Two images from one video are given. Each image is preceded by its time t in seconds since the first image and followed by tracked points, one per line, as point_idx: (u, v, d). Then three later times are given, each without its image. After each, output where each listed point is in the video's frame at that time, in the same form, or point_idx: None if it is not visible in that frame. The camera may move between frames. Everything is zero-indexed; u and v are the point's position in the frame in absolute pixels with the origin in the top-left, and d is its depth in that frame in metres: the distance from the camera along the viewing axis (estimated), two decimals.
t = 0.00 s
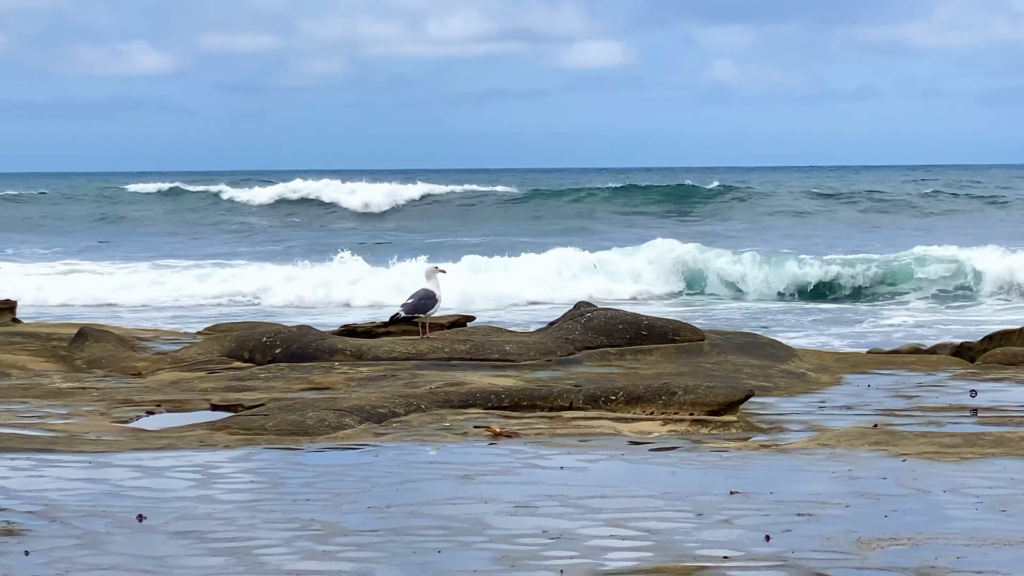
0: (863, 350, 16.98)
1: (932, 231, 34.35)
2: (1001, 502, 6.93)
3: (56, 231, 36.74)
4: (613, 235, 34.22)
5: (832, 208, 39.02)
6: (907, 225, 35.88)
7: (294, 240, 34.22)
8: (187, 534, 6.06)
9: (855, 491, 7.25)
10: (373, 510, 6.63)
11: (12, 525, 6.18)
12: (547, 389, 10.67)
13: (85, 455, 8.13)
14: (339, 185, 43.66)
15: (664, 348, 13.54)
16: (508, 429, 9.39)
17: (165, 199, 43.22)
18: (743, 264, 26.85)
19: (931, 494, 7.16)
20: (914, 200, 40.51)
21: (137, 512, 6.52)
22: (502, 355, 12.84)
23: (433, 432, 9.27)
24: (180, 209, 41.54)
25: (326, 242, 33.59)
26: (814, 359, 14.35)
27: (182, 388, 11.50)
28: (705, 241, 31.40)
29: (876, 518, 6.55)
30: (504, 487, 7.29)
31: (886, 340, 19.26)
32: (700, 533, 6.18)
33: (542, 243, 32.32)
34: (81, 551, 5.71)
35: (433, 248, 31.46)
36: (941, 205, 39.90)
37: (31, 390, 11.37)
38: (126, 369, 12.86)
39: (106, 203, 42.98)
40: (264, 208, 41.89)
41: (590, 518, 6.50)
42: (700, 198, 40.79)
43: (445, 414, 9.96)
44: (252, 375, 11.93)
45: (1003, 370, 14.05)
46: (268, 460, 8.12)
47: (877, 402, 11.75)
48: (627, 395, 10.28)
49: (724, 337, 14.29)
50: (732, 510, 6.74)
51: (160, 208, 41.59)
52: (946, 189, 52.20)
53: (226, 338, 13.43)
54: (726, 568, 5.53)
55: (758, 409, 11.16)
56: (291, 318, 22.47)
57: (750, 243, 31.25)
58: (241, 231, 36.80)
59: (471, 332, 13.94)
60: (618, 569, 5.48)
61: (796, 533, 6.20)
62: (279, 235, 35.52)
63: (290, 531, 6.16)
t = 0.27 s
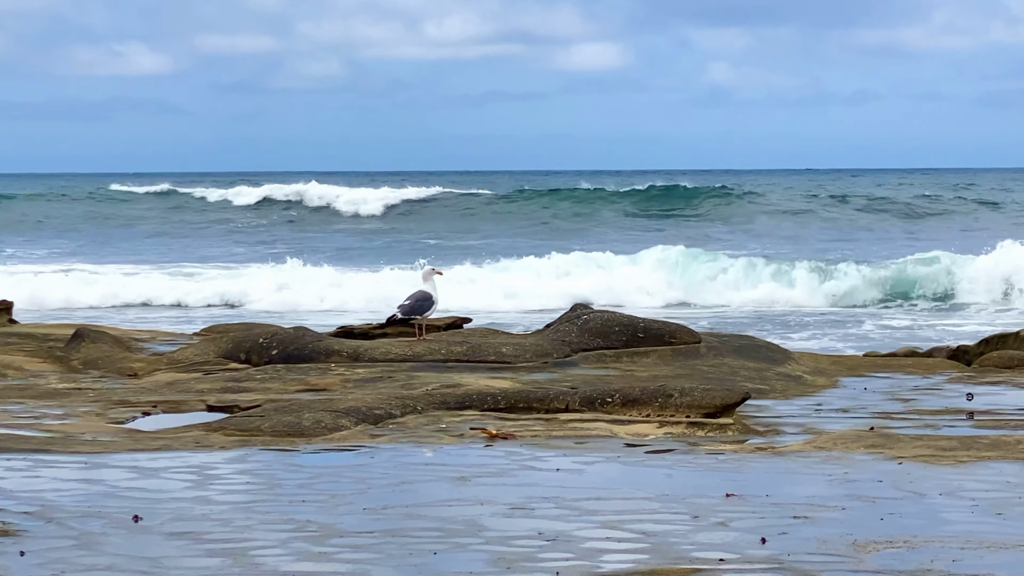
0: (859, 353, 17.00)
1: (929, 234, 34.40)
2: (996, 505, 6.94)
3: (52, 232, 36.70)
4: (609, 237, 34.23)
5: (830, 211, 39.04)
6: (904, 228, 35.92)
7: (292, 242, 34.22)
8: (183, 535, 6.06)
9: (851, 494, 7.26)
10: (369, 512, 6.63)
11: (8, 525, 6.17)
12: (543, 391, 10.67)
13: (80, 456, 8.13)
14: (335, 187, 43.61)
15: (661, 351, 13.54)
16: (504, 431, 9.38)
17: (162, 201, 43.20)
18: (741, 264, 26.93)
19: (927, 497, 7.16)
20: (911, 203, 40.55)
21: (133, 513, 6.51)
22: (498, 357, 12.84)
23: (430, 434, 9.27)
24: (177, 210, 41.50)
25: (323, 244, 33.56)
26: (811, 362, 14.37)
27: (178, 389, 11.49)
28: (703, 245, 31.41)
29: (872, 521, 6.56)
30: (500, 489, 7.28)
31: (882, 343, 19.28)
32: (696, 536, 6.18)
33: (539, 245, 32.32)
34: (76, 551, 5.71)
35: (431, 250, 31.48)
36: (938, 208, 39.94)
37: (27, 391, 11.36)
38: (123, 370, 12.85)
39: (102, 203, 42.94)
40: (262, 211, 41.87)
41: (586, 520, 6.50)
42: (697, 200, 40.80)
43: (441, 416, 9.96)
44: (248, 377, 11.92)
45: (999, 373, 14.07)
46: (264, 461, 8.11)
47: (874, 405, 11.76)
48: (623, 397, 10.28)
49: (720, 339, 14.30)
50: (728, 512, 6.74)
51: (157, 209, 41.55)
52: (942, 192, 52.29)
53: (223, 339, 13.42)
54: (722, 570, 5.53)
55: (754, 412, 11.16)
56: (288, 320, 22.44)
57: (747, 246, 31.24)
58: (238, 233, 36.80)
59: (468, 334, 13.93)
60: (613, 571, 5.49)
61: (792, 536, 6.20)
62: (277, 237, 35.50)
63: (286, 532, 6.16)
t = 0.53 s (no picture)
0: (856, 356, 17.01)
1: (926, 237, 34.44)
2: (992, 508, 6.94)
3: (48, 233, 36.67)
4: (607, 239, 34.24)
5: (828, 213, 39.06)
6: (902, 231, 35.96)
7: (290, 243, 34.19)
8: (179, 536, 6.06)
9: (847, 497, 7.26)
10: (366, 513, 6.63)
11: (4, 525, 6.17)
12: (540, 392, 10.68)
13: (77, 456, 8.12)
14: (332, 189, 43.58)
15: (658, 353, 13.54)
16: (501, 432, 9.38)
17: (159, 202, 43.17)
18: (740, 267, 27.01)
19: (923, 500, 7.17)
20: (908, 206, 40.58)
21: (130, 513, 6.51)
22: (495, 358, 12.84)
23: (426, 435, 9.27)
24: (174, 211, 41.47)
25: (321, 245, 33.55)
26: (807, 364, 14.38)
27: (175, 390, 11.49)
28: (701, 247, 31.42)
29: (869, 523, 6.56)
30: (497, 490, 7.28)
31: (879, 345, 19.30)
32: (692, 537, 6.18)
33: (538, 247, 32.32)
34: (72, 552, 5.71)
35: (428, 252, 31.47)
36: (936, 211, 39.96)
37: (24, 391, 11.35)
38: (120, 371, 12.85)
39: (99, 204, 42.90)
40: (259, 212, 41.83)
41: (582, 522, 6.50)
42: (694, 202, 40.81)
43: (437, 417, 9.96)
44: (245, 378, 11.91)
45: (995, 376, 14.08)
46: (261, 462, 8.11)
47: (870, 408, 11.77)
48: (620, 399, 10.29)
49: (717, 341, 14.30)
50: (724, 514, 6.74)
51: (154, 210, 41.53)
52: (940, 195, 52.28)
53: (220, 339, 13.42)
54: (718, 572, 5.53)
55: (751, 414, 11.17)
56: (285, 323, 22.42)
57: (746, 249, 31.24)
58: (237, 234, 36.80)
59: (465, 335, 13.93)
60: (609, 573, 5.48)
61: (788, 538, 6.20)
62: (274, 239, 35.47)
63: (282, 533, 6.15)
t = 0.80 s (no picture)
0: (854, 358, 17.02)
1: (924, 240, 34.47)
2: (989, 510, 6.94)
3: (46, 233, 36.65)
4: (605, 241, 34.24)
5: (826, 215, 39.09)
6: (900, 233, 35.95)
7: (288, 245, 34.18)
8: (176, 537, 6.05)
9: (844, 499, 7.27)
10: (362, 514, 6.62)
11: (1, 526, 6.16)
12: (537, 393, 10.68)
13: (74, 457, 8.12)
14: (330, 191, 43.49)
15: (655, 354, 13.54)
16: (498, 434, 9.38)
17: (156, 203, 43.13)
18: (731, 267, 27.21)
19: (920, 502, 7.17)
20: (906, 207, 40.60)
21: (126, 514, 6.51)
22: (492, 360, 12.84)
23: (423, 436, 9.27)
24: (172, 211, 41.45)
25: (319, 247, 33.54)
26: (804, 366, 14.39)
27: (172, 391, 11.48)
28: (699, 249, 31.43)
29: (865, 525, 6.57)
30: (493, 492, 7.28)
31: (876, 347, 19.32)
32: (689, 539, 6.18)
33: (536, 249, 32.34)
34: (69, 552, 5.70)
35: (426, 254, 31.47)
36: (934, 213, 39.95)
37: (20, 391, 11.34)
38: (116, 371, 12.84)
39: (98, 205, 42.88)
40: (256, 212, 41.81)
41: (579, 523, 6.50)
42: (692, 204, 40.84)
43: (434, 418, 9.96)
44: (242, 378, 11.91)
45: (992, 378, 14.09)
46: (257, 463, 8.11)
47: (867, 410, 11.77)
48: (617, 401, 10.29)
49: (714, 343, 14.31)
50: (721, 516, 6.74)
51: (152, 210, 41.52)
52: (937, 198, 52.35)
53: (217, 340, 13.42)
54: (715, 574, 5.53)
55: (748, 416, 11.18)
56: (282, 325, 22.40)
57: (744, 251, 31.27)
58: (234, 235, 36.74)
59: (462, 336, 13.93)
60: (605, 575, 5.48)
61: (785, 540, 6.21)
62: (272, 240, 35.45)
63: (278, 534, 6.15)
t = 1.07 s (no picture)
0: (852, 359, 17.04)
1: (924, 241, 34.49)
2: (988, 512, 6.94)
3: (44, 233, 36.63)
4: (604, 242, 34.25)
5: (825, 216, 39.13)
6: (899, 234, 35.97)
7: (286, 245, 34.17)
8: (174, 537, 6.04)
9: (842, 499, 7.27)
10: (360, 514, 6.62)
11: None
12: (536, 394, 10.68)
13: (72, 456, 8.11)
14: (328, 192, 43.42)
15: (653, 355, 13.53)
16: (496, 434, 9.38)
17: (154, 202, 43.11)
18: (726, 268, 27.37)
19: (918, 503, 7.18)
20: (905, 208, 40.64)
21: (124, 513, 6.51)
22: (491, 360, 12.84)
23: (422, 437, 9.27)
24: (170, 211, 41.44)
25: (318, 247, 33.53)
26: (803, 367, 14.40)
27: (170, 391, 11.47)
28: (698, 249, 31.45)
29: (864, 526, 6.57)
30: (491, 492, 7.28)
31: (875, 348, 19.33)
32: (687, 540, 6.19)
33: (536, 250, 32.34)
34: (67, 552, 5.69)
35: (424, 255, 31.47)
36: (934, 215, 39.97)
37: (19, 391, 11.34)
38: (114, 371, 12.83)
39: (96, 205, 42.86)
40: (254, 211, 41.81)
41: (578, 524, 6.50)
42: (691, 206, 40.86)
43: (432, 419, 9.96)
44: (240, 378, 11.91)
45: (991, 380, 14.10)
46: (255, 463, 8.11)
47: (866, 411, 11.78)
48: (615, 401, 10.29)
49: (712, 344, 14.31)
50: (719, 517, 6.74)
51: (151, 210, 41.51)
52: (935, 200, 52.37)
53: (216, 340, 13.42)
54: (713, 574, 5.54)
55: (746, 417, 11.18)
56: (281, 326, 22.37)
57: (742, 252, 31.28)
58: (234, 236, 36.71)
59: (461, 337, 13.92)
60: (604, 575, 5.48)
61: (784, 540, 6.21)
62: (271, 241, 35.43)
63: (277, 534, 6.15)
